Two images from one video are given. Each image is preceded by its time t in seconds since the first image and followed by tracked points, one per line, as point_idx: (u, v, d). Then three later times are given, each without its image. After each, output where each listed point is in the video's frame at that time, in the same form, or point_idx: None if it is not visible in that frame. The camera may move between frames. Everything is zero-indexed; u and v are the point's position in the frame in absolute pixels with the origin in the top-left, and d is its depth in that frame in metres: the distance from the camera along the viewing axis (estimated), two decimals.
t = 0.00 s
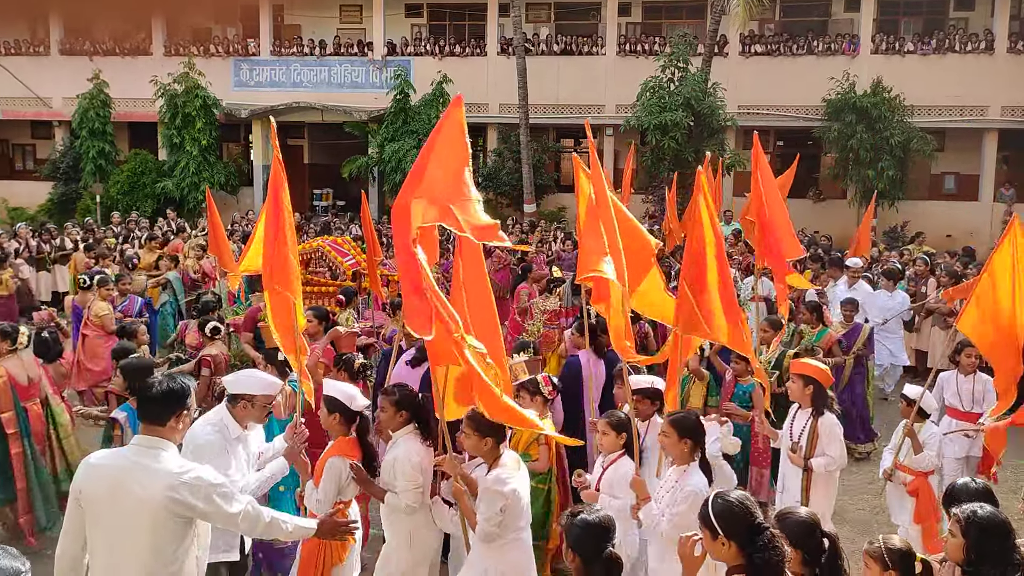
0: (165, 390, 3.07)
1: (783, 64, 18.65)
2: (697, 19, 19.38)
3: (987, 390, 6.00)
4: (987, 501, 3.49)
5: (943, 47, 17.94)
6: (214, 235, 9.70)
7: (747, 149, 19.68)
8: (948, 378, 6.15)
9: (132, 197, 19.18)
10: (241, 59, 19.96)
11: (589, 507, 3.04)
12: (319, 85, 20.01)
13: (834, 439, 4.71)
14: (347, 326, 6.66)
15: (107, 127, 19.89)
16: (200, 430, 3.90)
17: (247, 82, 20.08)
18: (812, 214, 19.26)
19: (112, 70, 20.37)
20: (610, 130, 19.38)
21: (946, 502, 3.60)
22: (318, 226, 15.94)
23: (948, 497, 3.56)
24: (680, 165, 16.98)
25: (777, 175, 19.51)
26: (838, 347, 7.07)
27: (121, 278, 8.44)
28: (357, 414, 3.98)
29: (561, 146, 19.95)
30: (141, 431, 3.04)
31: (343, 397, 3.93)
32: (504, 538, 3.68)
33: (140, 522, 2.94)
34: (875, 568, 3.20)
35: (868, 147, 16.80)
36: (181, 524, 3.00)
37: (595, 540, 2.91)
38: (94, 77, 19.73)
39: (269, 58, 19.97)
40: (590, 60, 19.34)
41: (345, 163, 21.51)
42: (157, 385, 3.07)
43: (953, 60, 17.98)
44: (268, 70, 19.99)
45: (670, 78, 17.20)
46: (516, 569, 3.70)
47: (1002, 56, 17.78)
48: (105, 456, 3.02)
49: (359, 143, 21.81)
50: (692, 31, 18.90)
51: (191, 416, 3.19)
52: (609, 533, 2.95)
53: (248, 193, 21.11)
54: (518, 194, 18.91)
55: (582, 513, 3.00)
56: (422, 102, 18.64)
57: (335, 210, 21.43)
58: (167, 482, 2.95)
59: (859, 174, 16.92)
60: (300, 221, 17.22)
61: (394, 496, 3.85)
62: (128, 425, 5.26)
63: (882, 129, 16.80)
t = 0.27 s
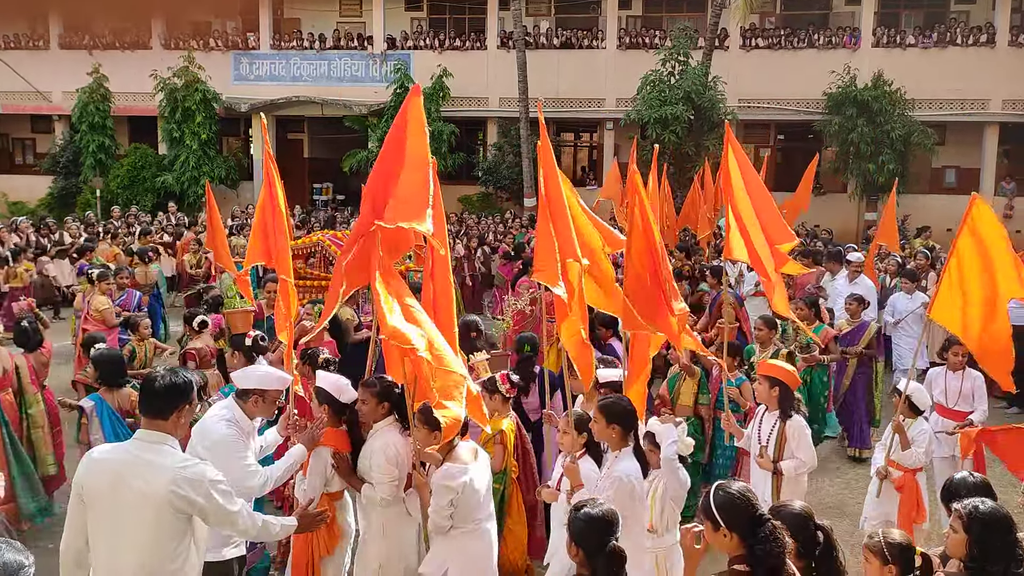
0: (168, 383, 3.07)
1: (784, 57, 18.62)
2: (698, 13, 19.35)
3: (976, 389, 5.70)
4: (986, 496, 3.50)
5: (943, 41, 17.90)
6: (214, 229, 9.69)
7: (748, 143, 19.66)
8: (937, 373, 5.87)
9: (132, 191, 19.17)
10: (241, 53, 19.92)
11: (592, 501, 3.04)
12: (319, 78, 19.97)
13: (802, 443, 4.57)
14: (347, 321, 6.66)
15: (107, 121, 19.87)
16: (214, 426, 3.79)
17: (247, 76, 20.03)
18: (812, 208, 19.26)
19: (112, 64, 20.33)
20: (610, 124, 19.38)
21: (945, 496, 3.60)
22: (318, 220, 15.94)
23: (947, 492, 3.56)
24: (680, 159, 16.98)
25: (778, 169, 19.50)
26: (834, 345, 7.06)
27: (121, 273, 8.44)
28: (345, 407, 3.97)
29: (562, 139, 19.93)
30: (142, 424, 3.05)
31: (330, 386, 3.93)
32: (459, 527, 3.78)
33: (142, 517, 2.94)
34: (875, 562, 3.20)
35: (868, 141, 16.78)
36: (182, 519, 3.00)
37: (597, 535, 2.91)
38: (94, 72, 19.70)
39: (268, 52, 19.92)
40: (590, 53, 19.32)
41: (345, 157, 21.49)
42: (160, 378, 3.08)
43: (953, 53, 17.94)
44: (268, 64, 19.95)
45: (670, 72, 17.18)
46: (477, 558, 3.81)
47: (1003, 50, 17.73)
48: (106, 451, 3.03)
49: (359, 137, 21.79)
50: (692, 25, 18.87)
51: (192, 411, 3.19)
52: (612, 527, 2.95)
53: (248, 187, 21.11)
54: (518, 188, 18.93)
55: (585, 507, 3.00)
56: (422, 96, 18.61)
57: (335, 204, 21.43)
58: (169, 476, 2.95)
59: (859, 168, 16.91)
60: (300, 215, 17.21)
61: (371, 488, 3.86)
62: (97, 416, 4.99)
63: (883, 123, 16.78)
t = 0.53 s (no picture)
0: (175, 376, 3.12)
1: (788, 48, 18.56)
2: (702, 4, 19.28)
3: (966, 386, 5.59)
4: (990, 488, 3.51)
5: (948, 31, 17.82)
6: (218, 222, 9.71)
7: (752, 134, 19.60)
8: (929, 370, 5.84)
9: (137, 183, 19.20)
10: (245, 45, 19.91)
11: (596, 494, 3.05)
12: (322, 70, 19.96)
13: (758, 436, 4.42)
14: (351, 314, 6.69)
15: (110, 114, 19.88)
16: (229, 422, 3.78)
17: (250, 68, 20.03)
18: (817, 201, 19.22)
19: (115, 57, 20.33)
20: (614, 115, 19.34)
21: (949, 489, 3.61)
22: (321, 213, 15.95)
23: (951, 485, 3.57)
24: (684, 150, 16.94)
25: (782, 161, 19.45)
26: (831, 340, 6.87)
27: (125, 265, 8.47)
28: (336, 397, 4.02)
29: (565, 131, 19.89)
30: (148, 416, 3.08)
31: (321, 375, 3.98)
32: (438, 514, 3.85)
33: (149, 507, 2.96)
34: (880, 554, 3.21)
35: (873, 132, 16.73)
36: (190, 510, 3.03)
37: (602, 527, 2.93)
38: (98, 64, 19.72)
39: (272, 44, 19.91)
40: (594, 45, 19.26)
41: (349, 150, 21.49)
42: (166, 370, 3.13)
43: (959, 44, 17.86)
44: (271, 56, 19.94)
45: (674, 63, 17.14)
46: (459, 545, 3.90)
47: (1008, 40, 17.65)
48: (114, 442, 3.06)
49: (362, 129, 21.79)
50: (696, 16, 18.80)
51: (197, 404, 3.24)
52: (616, 519, 2.96)
53: (251, 179, 21.12)
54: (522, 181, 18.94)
55: (590, 499, 3.02)
56: (425, 88, 18.59)
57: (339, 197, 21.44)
58: (179, 466, 2.99)
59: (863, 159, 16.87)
60: (303, 207, 17.21)
61: (355, 480, 3.93)
62: (73, 399, 4.96)
63: (888, 114, 16.72)
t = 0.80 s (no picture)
0: (189, 369, 3.10)
1: (797, 39, 18.45)
2: None
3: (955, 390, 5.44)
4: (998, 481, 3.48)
5: (958, 22, 17.69)
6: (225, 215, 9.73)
7: (760, 127, 19.50)
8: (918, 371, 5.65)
9: (144, 176, 19.24)
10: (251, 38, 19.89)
11: (601, 487, 3.04)
12: (328, 63, 19.94)
13: (697, 432, 4.59)
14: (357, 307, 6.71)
15: (117, 107, 19.89)
16: (246, 416, 3.78)
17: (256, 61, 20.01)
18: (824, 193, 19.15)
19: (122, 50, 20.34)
20: (620, 108, 19.29)
21: (956, 482, 3.59)
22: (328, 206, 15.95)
23: (959, 478, 3.55)
24: (691, 143, 16.87)
25: (790, 154, 19.37)
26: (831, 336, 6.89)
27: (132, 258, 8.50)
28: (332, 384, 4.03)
29: (572, 124, 19.83)
30: (161, 408, 3.07)
31: (315, 367, 3.97)
32: (428, 506, 3.86)
33: (161, 500, 2.96)
34: (887, 546, 3.20)
35: (881, 124, 16.65)
36: (201, 503, 3.02)
37: (608, 520, 2.91)
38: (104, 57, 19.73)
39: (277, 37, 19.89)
40: (601, 37, 19.18)
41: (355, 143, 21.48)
42: (182, 361, 3.10)
43: (968, 35, 17.74)
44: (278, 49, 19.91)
45: (682, 55, 17.07)
46: (454, 537, 3.91)
47: (1019, 31, 17.52)
48: (127, 433, 3.05)
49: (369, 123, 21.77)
50: (704, 8, 18.70)
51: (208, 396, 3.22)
52: (622, 512, 2.95)
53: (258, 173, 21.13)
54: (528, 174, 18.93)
55: (596, 492, 3.01)
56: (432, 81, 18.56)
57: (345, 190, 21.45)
58: (191, 459, 2.99)
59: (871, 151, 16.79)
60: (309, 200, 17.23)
61: (359, 470, 3.97)
62: (44, 394, 5.00)
63: (896, 105, 16.64)
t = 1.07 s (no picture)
0: (204, 359, 3.13)
1: (809, 31, 18.34)
2: None
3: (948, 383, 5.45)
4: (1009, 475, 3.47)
5: (972, 13, 17.53)
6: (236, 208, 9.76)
7: (771, 119, 19.40)
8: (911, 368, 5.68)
9: (155, 169, 19.33)
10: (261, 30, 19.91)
11: (605, 482, 3.04)
12: (338, 56, 19.95)
13: (654, 413, 4.64)
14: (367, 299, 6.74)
15: (129, 99, 19.95)
16: (264, 405, 3.81)
17: (267, 53, 20.03)
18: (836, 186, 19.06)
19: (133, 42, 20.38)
20: (631, 100, 19.23)
21: (966, 476, 3.58)
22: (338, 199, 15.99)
23: (969, 472, 3.53)
24: (702, 135, 16.81)
25: (802, 146, 19.27)
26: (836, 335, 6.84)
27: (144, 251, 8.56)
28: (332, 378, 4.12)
29: (583, 116, 19.78)
30: (176, 397, 3.10)
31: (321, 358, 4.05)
32: (408, 498, 3.88)
33: (178, 487, 2.99)
34: (896, 538, 3.19)
35: (894, 116, 16.54)
36: (217, 492, 3.04)
37: (613, 514, 2.91)
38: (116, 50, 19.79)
39: (288, 29, 19.90)
40: (612, 29, 19.11)
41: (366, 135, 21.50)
42: (194, 352, 3.12)
43: (982, 26, 17.58)
44: (288, 41, 19.92)
45: (693, 47, 16.99)
46: (434, 530, 3.93)
47: None
48: (143, 423, 3.07)
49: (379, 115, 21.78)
50: None
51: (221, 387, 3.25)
52: (628, 506, 2.95)
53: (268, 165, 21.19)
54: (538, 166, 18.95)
55: (604, 486, 3.01)
56: (442, 73, 18.56)
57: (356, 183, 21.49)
58: (207, 447, 3.01)
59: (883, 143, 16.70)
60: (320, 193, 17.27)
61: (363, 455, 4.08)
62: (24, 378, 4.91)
63: (910, 97, 16.53)
